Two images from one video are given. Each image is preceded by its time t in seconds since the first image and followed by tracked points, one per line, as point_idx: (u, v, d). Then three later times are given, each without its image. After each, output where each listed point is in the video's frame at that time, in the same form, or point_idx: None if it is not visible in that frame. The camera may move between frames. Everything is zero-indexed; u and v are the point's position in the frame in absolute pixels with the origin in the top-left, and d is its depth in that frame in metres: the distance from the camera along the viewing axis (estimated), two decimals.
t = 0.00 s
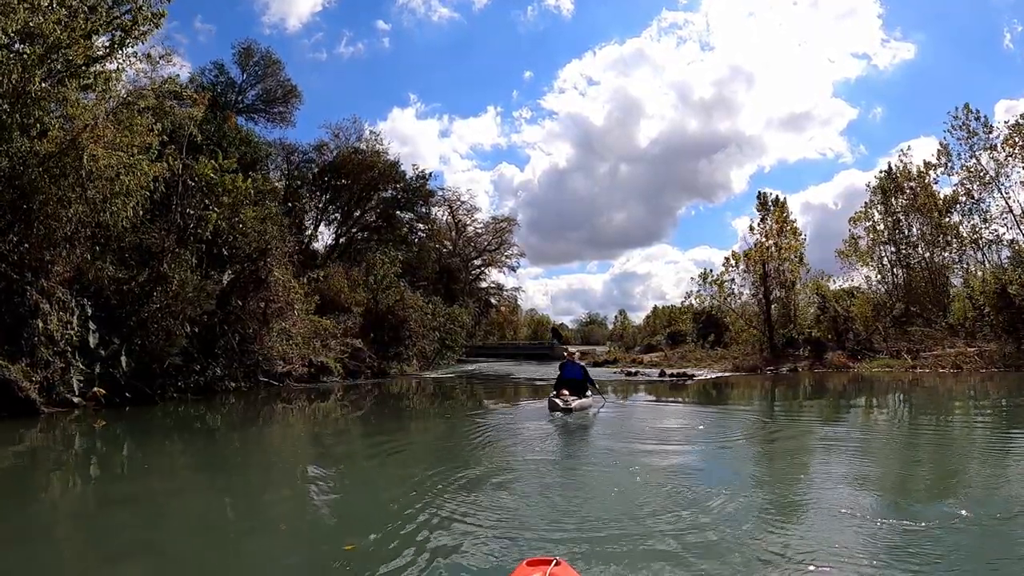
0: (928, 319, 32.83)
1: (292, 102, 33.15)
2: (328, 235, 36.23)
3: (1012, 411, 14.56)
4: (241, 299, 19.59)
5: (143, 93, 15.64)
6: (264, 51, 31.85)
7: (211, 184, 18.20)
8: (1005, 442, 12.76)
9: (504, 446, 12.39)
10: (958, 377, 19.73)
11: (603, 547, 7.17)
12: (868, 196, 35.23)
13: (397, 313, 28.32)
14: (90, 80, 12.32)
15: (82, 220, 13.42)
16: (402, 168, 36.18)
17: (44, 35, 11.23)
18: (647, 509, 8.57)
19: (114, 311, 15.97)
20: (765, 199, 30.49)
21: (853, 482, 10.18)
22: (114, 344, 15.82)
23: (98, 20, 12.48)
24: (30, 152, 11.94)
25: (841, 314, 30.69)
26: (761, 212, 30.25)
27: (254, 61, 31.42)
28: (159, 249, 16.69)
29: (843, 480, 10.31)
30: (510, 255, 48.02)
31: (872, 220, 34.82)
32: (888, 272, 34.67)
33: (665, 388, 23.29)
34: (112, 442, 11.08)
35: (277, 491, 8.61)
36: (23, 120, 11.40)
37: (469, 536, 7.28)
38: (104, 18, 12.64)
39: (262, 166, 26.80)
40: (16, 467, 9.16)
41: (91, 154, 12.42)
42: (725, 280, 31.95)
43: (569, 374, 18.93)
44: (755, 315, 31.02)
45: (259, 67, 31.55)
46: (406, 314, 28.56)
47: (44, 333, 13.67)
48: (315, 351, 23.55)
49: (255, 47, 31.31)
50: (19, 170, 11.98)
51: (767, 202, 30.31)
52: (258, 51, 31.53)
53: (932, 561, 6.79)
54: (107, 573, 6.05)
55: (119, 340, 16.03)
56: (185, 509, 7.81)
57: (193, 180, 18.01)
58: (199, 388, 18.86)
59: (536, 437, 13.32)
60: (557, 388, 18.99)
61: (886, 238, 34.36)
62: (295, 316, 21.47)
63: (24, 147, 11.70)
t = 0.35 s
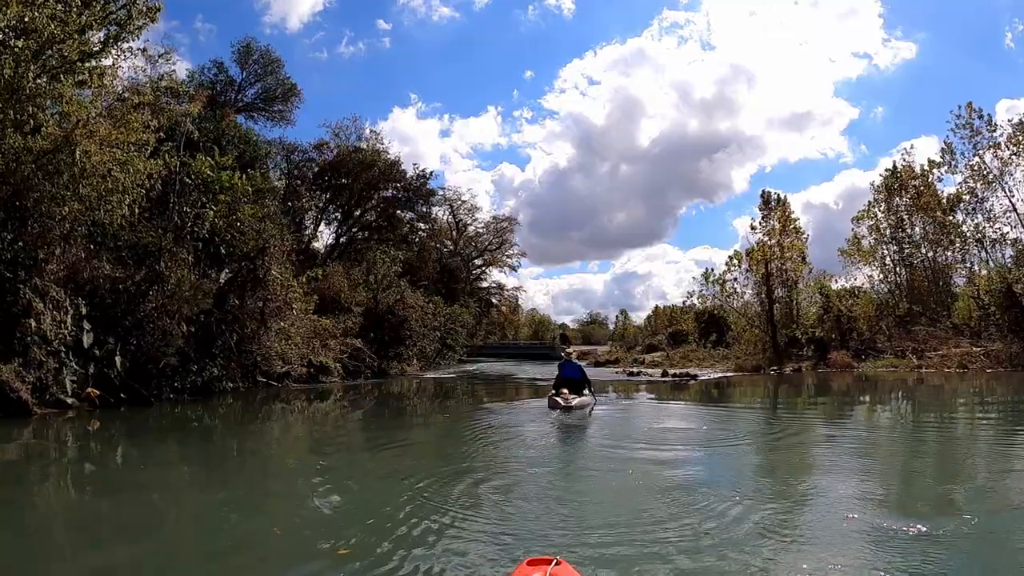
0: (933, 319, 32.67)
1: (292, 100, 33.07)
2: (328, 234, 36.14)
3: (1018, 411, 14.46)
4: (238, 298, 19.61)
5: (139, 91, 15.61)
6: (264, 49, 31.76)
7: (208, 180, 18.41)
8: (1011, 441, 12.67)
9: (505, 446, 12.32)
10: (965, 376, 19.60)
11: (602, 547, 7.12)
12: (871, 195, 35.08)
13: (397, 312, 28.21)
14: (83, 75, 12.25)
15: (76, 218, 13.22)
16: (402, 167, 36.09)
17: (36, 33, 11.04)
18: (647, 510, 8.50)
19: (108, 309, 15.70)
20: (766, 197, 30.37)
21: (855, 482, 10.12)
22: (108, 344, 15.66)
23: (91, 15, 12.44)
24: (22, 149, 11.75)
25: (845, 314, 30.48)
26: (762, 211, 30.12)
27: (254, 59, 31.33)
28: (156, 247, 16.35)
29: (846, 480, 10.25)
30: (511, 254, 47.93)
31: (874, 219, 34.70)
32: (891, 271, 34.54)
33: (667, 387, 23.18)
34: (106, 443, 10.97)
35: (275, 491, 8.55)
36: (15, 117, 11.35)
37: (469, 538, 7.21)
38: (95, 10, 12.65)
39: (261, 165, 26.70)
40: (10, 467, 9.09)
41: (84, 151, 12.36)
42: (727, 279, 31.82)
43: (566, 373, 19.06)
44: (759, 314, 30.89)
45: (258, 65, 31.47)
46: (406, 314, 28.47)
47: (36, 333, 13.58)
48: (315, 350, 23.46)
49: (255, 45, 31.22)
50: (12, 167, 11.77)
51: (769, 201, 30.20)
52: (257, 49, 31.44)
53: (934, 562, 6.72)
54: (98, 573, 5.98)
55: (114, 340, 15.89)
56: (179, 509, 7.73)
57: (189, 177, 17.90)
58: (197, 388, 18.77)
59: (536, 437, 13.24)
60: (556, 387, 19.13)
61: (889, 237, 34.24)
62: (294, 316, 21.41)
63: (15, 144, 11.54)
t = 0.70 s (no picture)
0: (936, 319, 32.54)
1: (291, 99, 32.95)
2: (328, 234, 36.03)
3: None
4: (236, 297, 19.42)
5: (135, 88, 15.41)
6: (263, 47, 31.66)
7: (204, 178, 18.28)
8: (1016, 441, 12.58)
9: (504, 446, 12.27)
10: (971, 376, 19.45)
11: (603, 547, 7.07)
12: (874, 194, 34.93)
13: (397, 312, 28.10)
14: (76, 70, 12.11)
15: (71, 216, 13.04)
16: (402, 166, 35.95)
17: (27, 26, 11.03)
18: (648, 510, 8.43)
19: (103, 309, 15.62)
20: (768, 196, 30.24)
21: (859, 482, 10.05)
22: (103, 343, 15.52)
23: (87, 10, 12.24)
24: (14, 144, 11.58)
25: (848, 314, 30.04)
26: (764, 210, 30.00)
27: (253, 57, 31.24)
28: (155, 245, 16.39)
29: (849, 480, 10.19)
30: (512, 254, 47.83)
31: (877, 218, 34.56)
32: (894, 271, 34.40)
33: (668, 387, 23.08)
34: (99, 445, 10.86)
35: (271, 491, 8.51)
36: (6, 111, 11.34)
37: (468, 538, 7.17)
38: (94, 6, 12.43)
39: (261, 164, 26.59)
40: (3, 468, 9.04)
41: (77, 147, 11.99)
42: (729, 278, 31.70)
43: (565, 372, 19.26)
44: (761, 314, 30.77)
45: (257, 64, 31.38)
46: (406, 313, 28.34)
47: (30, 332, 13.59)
48: (314, 351, 23.38)
49: (254, 43, 31.12)
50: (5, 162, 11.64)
51: (770, 199, 30.10)
52: (257, 47, 31.34)
53: (940, 563, 6.65)
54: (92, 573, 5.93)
55: (109, 339, 15.78)
56: (176, 510, 7.65)
57: (185, 174, 17.77)
58: (193, 389, 18.70)
59: (536, 437, 13.20)
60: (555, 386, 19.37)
61: (892, 236, 34.11)
62: (293, 315, 21.35)
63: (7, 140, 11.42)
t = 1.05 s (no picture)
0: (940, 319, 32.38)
1: (291, 97, 32.86)
2: (328, 233, 35.94)
3: None
4: (233, 296, 19.32)
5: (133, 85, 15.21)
6: (263, 45, 31.58)
7: (202, 176, 18.19)
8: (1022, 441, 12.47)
9: (503, 446, 12.21)
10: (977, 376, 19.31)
11: (602, 548, 7.03)
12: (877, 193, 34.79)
13: (397, 311, 27.98)
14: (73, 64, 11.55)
15: (67, 214, 12.99)
16: (403, 165, 35.83)
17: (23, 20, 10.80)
18: (648, 512, 8.36)
19: (98, 308, 15.55)
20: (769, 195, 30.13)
21: (861, 482, 9.99)
22: (98, 343, 15.45)
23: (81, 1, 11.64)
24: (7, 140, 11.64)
25: (851, 314, 29.94)
26: (766, 209, 29.89)
27: (253, 55, 31.17)
28: (152, 244, 16.36)
29: (853, 480, 10.13)
30: (512, 254, 47.74)
31: (880, 217, 34.43)
32: (897, 270, 34.26)
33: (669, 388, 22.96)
34: (93, 446, 10.77)
35: (268, 491, 8.47)
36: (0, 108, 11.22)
37: (466, 538, 7.13)
38: None
39: (260, 162, 26.49)
40: None
41: (71, 142, 12.19)
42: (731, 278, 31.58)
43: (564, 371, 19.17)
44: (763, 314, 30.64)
45: (257, 62, 31.30)
46: (407, 313, 28.20)
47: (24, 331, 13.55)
48: (313, 351, 23.29)
49: (254, 42, 31.04)
50: None
51: (772, 198, 29.99)
52: (257, 46, 31.26)
53: (942, 563, 6.60)
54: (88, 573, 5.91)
55: (104, 339, 15.71)
56: (169, 510, 7.63)
57: (182, 172, 17.69)
58: (190, 389, 18.63)
59: (535, 437, 13.14)
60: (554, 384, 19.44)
61: (895, 235, 33.97)
62: (292, 315, 21.30)
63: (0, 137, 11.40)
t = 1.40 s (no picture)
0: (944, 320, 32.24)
1: (291, 95, 32.74)
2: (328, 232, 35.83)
3: None
4: (230, 295, 19.27)
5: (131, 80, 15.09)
6: (263, 44, 31.48)
7: (199, 173, 18.09)
8: None
9: (502, 446, 12.14)
10: (983, 377, 19.14)
11: (602, 548, 6.97)
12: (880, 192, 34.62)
13: (397, 311, 27.85)
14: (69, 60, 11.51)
15: (62, 212, 12.89)
16: (403, 164, 35.69)
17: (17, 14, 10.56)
18: (647, 512, 8.29)
19: (93, 307, 15.38)
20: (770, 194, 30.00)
21: (865, 483, 9.92)
22: (92, 342, 15.27)
23: None
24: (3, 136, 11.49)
25: (856, 314, 29.73)
26: (769, 209, 29.74)
27: (253, 53, 31.07)
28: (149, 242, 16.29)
29: (857, 480, 10.06)
30: (513, 254, 47.60)
31: (883, 217, 34.26)
32: (900, 270, 34.10)
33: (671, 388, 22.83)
34: (87, 447, 10.62)
35: (266, 491, 8.40)
36: None
37: (469, 538, 7.06)
38: None
39: (260, 160, 26.38)
40: None
41: (65, 136, 12.12)
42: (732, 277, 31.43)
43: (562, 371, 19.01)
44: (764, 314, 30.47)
45: (257, 60, 31.20)
46: (407, 312, 28.04)
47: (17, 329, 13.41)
48: (312, 350, 23.18)
49: (254, 40, 30.94)
50: None
51: (774, 197, 29.85)
52: (256, 44, 31.15)
53: (946, 565, 6.54)
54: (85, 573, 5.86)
55: (99, 338, 15.52)
56: (166, 510, 7.56)
57: (180, 169, 17.61)
58: (186, 388, 18.61)
59: (535, 437, 13.07)
60: (551, 382, 19.52)
61: (899, 235, 33.81)
62: (290, 314, 21.21)
63: None
